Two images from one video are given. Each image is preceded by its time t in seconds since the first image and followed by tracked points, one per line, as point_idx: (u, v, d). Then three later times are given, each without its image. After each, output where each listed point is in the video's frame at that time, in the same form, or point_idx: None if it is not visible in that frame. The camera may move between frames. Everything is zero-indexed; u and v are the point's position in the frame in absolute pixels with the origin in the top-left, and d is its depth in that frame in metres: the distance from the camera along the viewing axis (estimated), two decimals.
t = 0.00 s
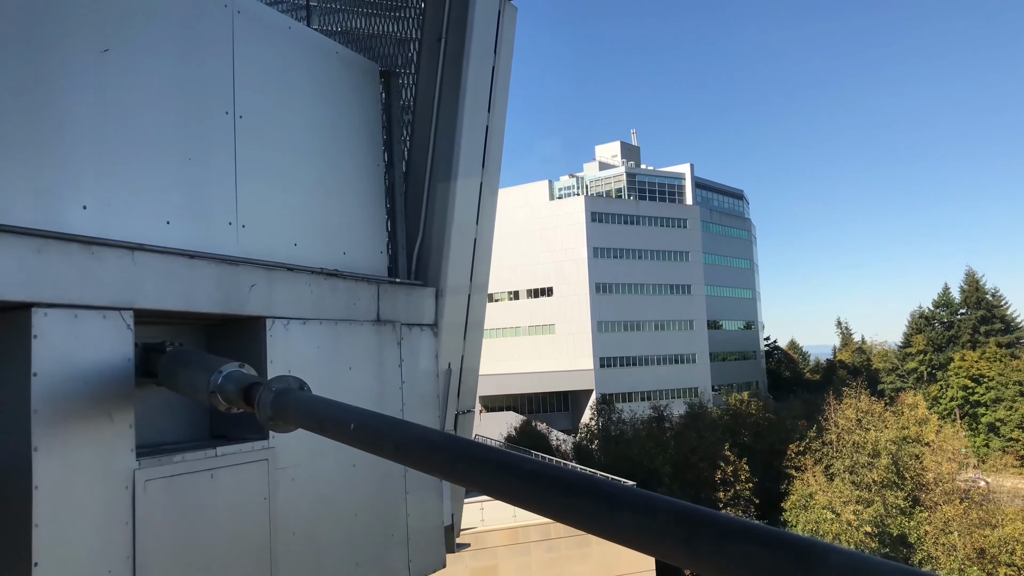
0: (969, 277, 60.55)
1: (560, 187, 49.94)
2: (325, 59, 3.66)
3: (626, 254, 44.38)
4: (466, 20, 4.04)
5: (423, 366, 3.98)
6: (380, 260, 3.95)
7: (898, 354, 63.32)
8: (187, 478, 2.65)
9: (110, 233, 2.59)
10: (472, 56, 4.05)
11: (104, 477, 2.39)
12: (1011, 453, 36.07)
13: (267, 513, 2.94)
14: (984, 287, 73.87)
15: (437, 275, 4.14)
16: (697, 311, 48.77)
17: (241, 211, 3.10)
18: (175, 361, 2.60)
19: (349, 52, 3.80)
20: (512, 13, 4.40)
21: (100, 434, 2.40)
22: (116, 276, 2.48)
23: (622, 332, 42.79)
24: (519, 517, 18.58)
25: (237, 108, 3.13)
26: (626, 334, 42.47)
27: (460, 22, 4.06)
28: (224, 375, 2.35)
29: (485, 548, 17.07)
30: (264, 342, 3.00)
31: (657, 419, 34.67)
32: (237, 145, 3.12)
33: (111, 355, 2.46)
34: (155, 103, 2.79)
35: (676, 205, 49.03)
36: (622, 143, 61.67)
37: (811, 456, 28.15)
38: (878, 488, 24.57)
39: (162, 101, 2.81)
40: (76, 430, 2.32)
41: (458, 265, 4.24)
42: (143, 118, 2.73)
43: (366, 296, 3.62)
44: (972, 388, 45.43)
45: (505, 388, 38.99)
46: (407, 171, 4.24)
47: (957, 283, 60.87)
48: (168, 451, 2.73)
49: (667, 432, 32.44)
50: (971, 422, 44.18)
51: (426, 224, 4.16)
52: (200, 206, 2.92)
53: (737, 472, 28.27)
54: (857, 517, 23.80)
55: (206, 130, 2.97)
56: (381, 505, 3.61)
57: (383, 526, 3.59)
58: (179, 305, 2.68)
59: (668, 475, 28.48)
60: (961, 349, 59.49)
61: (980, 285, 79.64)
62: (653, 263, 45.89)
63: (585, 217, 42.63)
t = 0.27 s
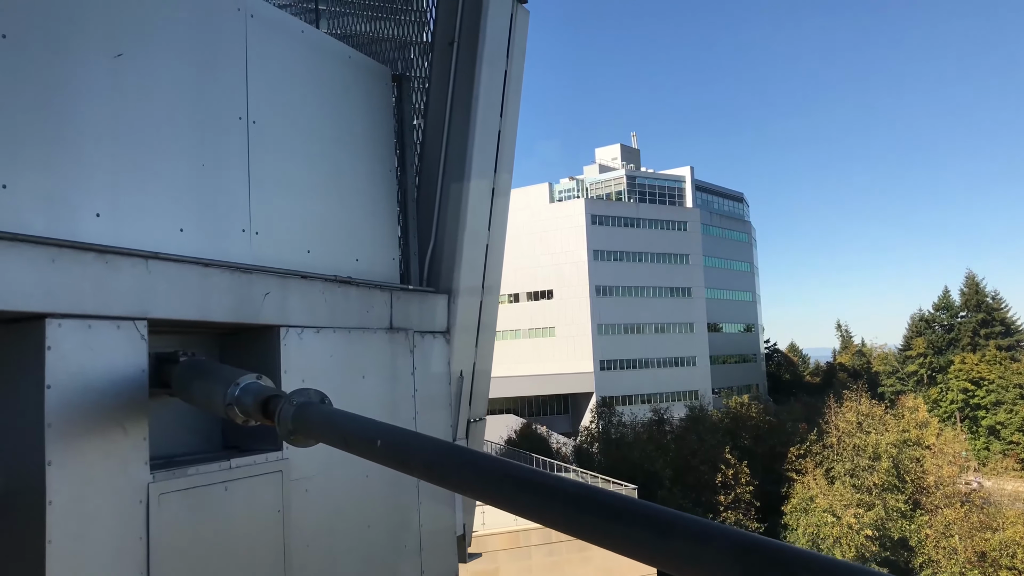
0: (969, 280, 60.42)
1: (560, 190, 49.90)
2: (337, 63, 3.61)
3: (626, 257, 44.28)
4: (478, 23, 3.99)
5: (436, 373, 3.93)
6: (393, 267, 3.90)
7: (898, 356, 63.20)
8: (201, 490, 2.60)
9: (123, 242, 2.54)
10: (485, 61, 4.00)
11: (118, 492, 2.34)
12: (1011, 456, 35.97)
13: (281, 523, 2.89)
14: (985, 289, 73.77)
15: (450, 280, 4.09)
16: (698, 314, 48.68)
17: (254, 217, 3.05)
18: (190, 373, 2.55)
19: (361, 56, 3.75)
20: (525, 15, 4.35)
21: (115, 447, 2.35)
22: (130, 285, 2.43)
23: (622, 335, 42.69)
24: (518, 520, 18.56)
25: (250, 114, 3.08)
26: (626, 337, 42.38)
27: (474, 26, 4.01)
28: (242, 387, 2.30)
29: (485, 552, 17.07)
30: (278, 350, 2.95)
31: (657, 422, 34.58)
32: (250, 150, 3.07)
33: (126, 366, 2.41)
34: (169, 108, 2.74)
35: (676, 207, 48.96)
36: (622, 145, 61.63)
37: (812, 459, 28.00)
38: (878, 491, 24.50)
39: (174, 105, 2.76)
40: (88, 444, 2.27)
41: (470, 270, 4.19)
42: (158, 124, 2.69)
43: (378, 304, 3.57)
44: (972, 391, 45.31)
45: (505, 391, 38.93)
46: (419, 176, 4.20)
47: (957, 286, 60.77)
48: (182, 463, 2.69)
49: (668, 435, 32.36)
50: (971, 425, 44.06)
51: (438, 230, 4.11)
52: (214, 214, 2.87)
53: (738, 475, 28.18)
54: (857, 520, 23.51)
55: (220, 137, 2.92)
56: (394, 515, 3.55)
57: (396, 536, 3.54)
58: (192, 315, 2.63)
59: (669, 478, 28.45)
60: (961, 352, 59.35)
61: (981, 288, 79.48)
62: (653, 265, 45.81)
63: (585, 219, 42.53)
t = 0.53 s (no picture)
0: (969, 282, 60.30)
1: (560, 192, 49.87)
2: (350, 66, 3.56)
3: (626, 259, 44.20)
4: (492, 24, 3.93)
5: (449, 380, 3.88)
6: (406, 273, 3.85)
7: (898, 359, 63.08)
8: (217, 502, 2.55)
9: (139, 250, 2.49)
10: (498, 65, 3.95)
11: (134, 505, 2.29)
12: (1012, 459, 35.88)
13: (296, 534, 2.84)
14: (985, 292, 73.65)
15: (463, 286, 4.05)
16: (698, 317, 48.59)
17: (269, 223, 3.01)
18: (206, 382, 2.50)
19: (375, 59, 3.71)
20: (537, 17, 4.29)
21: (130, 459, 2.30)
22: (145, 294, 2.38)
23: (622, 337, 42.62)
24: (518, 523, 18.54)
25: (265, 118, 3.03)
26: (626, 340, 42.31)
27: (488, 29, 3.96)
28: (261, 398, 2.25)
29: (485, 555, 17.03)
30: (293, 359, 2.90)
31: (658, 424, 34.50)
32: (265, 155, 3.02)
33: (141, 377, 2.36)
34: (184, 113, 2.69)
35: (676, 210, 48.89)
36: (623, 148, 61.59)
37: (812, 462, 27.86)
38: (879, 494, 24.31)
39: (189, 110, 2.71)
40: (104, 456, 2.22)
41: (483, 276, 4.14)
42: (173, 129, 2.65)
43: (392, 311, 3.52)
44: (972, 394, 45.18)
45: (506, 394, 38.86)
46: (431, 180, 4.15)
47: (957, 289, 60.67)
48: (197, 474, 2.64)
49: (668, 438, 32.28)
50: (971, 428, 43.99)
51: (451, 235, 4.07)
52: (229, 220, 2.82)
53: (738, 478, 28.11)
54: (858, 523, 23.40)
55: (235, 142, 2.88)
56: (408, 523, 3.50)
57: (409, 546, 3.49)
58: (208, 324, 2.58)
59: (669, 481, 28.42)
60: (962, 355, 59.23)
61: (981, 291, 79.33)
62: (653, 268, 45.73)
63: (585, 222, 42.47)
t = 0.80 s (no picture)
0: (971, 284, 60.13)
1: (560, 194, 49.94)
2: (365, 68, 3.52)
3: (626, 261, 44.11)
4: (506, 26, 3.89)
5: (463, 387, 3.85)
6: (420, 278, 3.82)
7: (899, 361, 62.92)
8: (237, 513, 2.51)
9: (157, 257, 2.45)
10: (513, 67, 3.91)
11: (154, 517, 2.25)
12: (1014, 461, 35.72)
13: (314, 546, 2.80)
14: (987, 294, 73.40)
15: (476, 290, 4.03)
16: (698, 318, 48.49)
17: (286, 228, 2.97)
18: (225, 391, 2.46)
19: (389, 62, 3.67)
20: (552, 17, 4.24)
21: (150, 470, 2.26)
22: (164, 301, 2.34)
23: (622, 339, 42.55)
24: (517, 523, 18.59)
25: (281, 122, 2.99)
26: (626, 341, 42.24)
27: (502, 31, 3.92)
28: (284, 408, 2.22)
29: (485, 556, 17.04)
30: (311, 366, 2.86)
31: (658, 426, 34.42)
32: (281, 161, 2.98)
33: (160, 387, 2.33)
34: (202, 118, 2.66)
35: (677, 211, 48.81)
36: (623, 149, 61.55)
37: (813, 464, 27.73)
38: (879, 496, 24.27)
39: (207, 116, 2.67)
40: (124, 468, 2.18)
41: (496, 279, 4.11)
42: (192, 134, 2.61)
43: (407, 316, 3.49)
44: (973, 396, 45.01)
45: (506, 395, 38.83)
46: (446, 184, 4.11)
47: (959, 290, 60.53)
48: (215, 485, 2.60)
49: (669, 440, 32.22)
50: (971, 430, 43.94)
51: (465, 240, 4.03)
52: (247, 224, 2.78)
53: (739, 479, 28.05)
54: (859, 525, 23.36)
55: (253, 146, 2.85)
56: (423, 532, 3.45)
57: (426, 554, 3.44)
58: (227, 331, 2.54)
59: (670, 483, 28.37)
60: (962, 357, 59.09)
61: (982, 292, 79.07)
62: (654, 269, 45.67)
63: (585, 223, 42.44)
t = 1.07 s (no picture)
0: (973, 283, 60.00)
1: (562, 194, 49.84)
2: (383, 71, 3.50)
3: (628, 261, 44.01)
4: (524, 28, 3.87)
5: (481, 391, 3.83)
6: (438, 282, 3.80)
7: (900, 361, 62.77)
8: (263, 522, 2.49)
9: (181, 263, 2.43)
10: (530, 70, 3.89)
11: (181, 526, 2.23)
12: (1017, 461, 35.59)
13: (338, 554, 2.77)
14: (988, 293, 73.21)
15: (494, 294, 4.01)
16: (701, 319, 48.38)
17: (308, 233, 2.95)
18: (250, 399, 2.44)
19: (407, 64, 3.64)
20: (568, 20, 4.21)
21: (178, 480, 2.24)
22: (190, 309, 2.32)
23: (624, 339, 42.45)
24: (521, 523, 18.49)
25: (302, 126, 2.97)
26: (628, 341, 42.14)
27: (519, 33, 3.89)
28: (313, 416, 2.19)
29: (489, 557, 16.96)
30: (334, 371, 2.84)
31: (661, 426, 34.31)
32: (304, 164, 2.96)
33: (187, 395, 2.30)
34: (226, 123, 2.63)
35: (679, 211, 48.69)
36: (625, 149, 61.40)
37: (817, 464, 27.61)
38: (883, 496, 24.21)
39: (232, 120, 2.65)
40: (151, 477, 2.15)
41: (513, 283, 4.08)
42: (216, 138, 2.59)
43: (426, 320, 3.47)
44: (976, 396, 44.85)
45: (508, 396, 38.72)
46: (463, 188, 4.09)
47: (961, 289, 60.44)
48: (240, 493, 2.58)
49: (672, 440, 32.09)
50: (974, 430, 43.79)
51: (482, 243, 4.02)
52: (269, 231, 2.76)
53: (743, 480, 27.93)
54: (863, 525, 23.28)
55: (276, 151, 2.83)
56: (443, 538, 3.42)
57: (445, 559, 3.42)
58: (252, 338, 2.53)
59: (673, 483, 28.30)
60: (965, 356, 58.91)
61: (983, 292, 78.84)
62: (656, 270, 45.56)
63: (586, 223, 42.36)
